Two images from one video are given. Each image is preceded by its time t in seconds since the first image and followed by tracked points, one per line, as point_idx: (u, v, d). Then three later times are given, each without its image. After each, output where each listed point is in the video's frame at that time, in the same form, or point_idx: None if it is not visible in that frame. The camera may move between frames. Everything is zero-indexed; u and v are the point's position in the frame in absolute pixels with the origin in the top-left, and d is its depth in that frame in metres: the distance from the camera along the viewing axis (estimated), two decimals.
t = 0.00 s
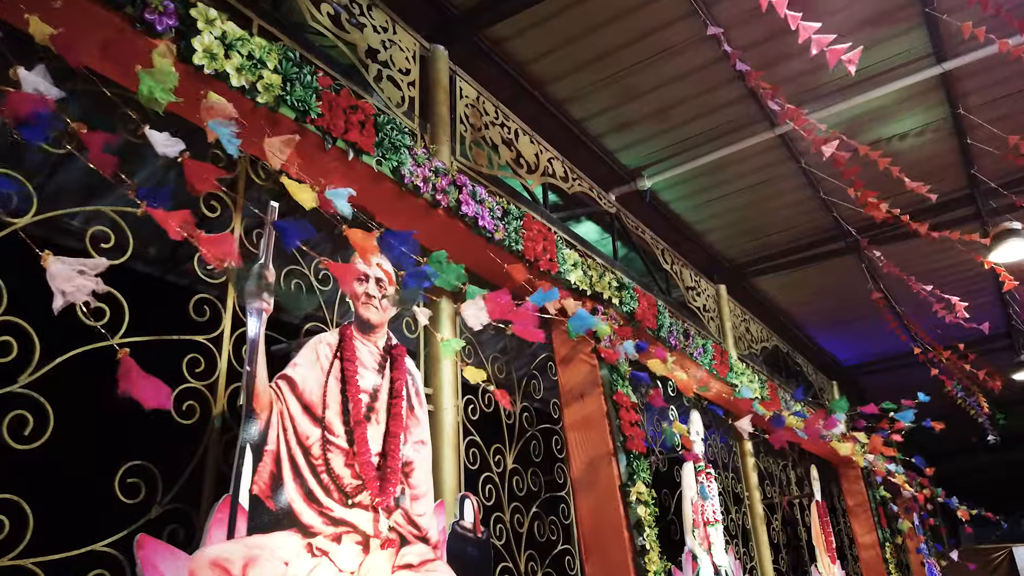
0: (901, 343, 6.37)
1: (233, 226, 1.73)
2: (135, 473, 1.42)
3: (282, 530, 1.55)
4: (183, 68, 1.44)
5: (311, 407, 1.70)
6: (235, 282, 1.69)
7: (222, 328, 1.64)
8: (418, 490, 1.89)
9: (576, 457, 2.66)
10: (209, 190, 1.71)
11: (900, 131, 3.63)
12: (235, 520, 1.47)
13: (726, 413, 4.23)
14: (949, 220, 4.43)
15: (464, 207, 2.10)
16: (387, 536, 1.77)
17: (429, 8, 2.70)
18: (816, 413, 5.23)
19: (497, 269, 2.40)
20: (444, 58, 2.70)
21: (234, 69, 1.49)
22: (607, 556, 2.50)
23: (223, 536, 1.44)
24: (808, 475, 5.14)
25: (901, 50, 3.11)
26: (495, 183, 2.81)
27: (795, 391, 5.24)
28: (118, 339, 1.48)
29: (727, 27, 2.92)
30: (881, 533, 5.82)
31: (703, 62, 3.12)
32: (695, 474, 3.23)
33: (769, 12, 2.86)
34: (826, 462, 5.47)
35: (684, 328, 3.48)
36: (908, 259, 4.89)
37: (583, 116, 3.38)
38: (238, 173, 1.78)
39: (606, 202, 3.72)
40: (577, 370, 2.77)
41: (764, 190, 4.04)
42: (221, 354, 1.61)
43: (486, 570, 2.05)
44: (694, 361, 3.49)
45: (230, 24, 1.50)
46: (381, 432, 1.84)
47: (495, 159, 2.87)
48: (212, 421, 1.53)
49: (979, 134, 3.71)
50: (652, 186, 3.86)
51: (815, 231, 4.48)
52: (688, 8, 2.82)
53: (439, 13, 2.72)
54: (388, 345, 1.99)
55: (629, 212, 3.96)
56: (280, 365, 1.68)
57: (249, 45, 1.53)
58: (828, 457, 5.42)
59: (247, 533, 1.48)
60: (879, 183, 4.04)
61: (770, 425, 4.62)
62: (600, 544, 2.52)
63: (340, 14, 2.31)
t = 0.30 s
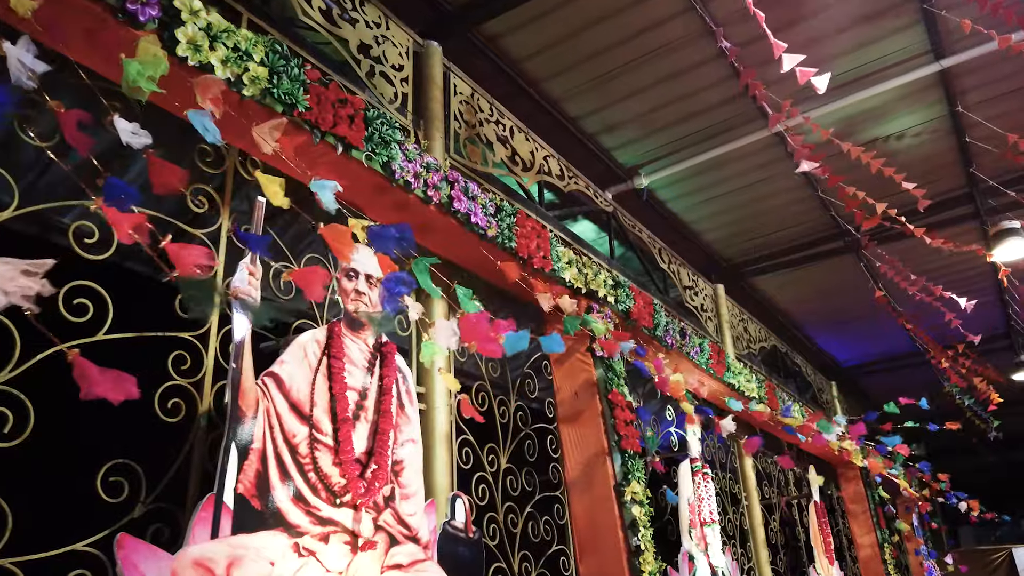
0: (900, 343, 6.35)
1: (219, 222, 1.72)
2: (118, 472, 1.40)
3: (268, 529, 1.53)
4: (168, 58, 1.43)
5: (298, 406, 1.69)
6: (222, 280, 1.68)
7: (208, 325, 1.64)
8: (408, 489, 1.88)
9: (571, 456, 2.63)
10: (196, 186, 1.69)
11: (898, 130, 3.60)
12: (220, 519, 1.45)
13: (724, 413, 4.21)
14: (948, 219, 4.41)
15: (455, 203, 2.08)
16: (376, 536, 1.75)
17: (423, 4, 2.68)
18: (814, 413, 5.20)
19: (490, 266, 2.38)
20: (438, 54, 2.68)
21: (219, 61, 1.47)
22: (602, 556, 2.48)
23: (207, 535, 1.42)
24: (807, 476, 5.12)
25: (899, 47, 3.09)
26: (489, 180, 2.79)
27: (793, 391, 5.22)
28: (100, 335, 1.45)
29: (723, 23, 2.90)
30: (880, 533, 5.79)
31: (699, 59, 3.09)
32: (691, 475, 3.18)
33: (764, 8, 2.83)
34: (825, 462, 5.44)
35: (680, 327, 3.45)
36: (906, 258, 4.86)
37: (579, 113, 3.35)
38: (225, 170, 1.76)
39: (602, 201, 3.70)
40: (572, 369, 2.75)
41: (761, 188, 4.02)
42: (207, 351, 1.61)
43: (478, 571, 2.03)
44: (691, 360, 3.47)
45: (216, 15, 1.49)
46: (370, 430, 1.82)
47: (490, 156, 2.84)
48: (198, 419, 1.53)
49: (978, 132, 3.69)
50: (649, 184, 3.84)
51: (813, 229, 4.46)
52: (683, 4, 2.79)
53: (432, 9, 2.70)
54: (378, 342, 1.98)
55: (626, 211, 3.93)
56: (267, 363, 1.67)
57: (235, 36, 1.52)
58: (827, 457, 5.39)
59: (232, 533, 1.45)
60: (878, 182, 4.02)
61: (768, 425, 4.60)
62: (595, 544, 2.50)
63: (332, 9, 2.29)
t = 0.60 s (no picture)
0: (898, 343, 6.33)
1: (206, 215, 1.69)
2: (100, 468, 1.37)
3: (253, 527, 1.51)
4: (153, 48, 1.41)
5: (285, 401, 1.66)
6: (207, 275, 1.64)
7: (195, 320, 1.60)
8: (398, 487, 1.86)
9: (565, 453, 2.61)
10: (183, 180, 1.67)
11: (896, 126, 3.58)
12: (202, 516, 1.44)
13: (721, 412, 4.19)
14: (946, 217, 4.38)
15: (446, 198, 2.06)
16: (365, 533, 1.73)
17: None
18: (812, 413, 5.18)
19: (484, 262, 2.36)
20: (433, 50, 2.65)
21: (204, 50, 1.46)
22: (596, 555, 2.46)
23: (189, 533, 1.41)
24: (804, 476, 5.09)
25: (897, 43, 3.07)
26: (484, 176, 2.77)
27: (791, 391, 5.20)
28: (85, 328, 1.43)
29: (720, 19, 2.88)
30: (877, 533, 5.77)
31: (696, 55, 3.07)
32: (687, 474, 3.24)
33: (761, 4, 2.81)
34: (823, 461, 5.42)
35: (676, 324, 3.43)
36: (906, 257, 4.83)
37: (575, 110, 3.33)
38: (214, 164, 1.75)
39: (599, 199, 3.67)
40: (567, 365, 2.72)
41: (760, 186, 4.00)
42: (194, 346, 1.57)
43: (468, 569, 2.00)
44: (687, 358, 3.44)
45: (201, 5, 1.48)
46: (359, 427, 1.80)
47: (486, 152, 2.82)
48: (184, 415, 1.51)
49: (976, 129, 3.67)
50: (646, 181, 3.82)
51: (810, 228, 4.44)
52: None
53: (426, 4, 2.67)
54: (367, 338, 1.95)
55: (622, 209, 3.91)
56: (252, 359, 1.65)
57: (220, 25, 1.51)
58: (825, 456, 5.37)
59: (216, 530, 1.45)
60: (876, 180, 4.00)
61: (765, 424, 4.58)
62: (589, 544, 2.47)
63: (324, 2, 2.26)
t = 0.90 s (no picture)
0: (895, 341, 6.32)
1: (192, 207, 1.67)
2: (79, 463, 1.34)
3: (235, 523, 1.48)
4: (134, 37, 1.40)
5: (270, 396, 1.64)
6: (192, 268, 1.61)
7: (179, 313, 1.57)
8: (386, 483, 1.84)
9: (560, 449, 2.58)
10: (168, 171, 1.65)
11: (892, 123, 3.57)
12: (184, 511, 1.41)
13: (717, 410, 4.18)
14: (943, 215, 4.37)
15: (436, 190, 2.06)
16: (351, 530, 1.71)
17: None
18: (808, 411, 5.17)
19: (475, 257, 2.35)
20: (425, 43, 2.63)
21: (187, 38, 1.46)
22: (590, 553, 2.44)
23: (170, 528, 1.38)
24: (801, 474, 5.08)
25: (892, 39, 3.05)
26: (477, 171, 2.74)
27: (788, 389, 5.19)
28: (65, 321, 1.40)
29: (713, 14, 2.86)
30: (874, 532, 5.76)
31: (690, 51, 3.05)
32: (682, 472, 3.23)
33: None
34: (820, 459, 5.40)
35: (671, 321, 3.41)
36: (903, 254, 4.81)
37: (569, 105, 3.31)
38: (200, 155, 1.72)
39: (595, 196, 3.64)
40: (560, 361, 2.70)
41: (756, 183, 3.98)
42: (178, 339, 1.55)
43: (458, 567, 1.98)
44: (682, 356, 3.42)
45: None
46: (345, 422, 1.78)
47: (479, 147, 2.79)
48: (167, 409, 1.48)
49: (973, 126, 3.65)
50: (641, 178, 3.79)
51: (807, 225, 4.42)
52: None
53: None
54: (355, 332, 1.93)
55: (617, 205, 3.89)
56: (236, 353, 1.62)
57: (202, 15, 1.51)
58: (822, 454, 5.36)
59: (198, 526, 1.42)
60: (872, 176, 3.99)
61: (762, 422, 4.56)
62: (583, 542, 2.45)
63: None
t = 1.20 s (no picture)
0: (888, 339, 6.32)
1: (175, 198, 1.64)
2: (56, 458, 1.31)
3: (215, 519, 1.46)
4: (109, 21, 1.37)
5: (252, 390, 1.61)
6: (174, 260, 1.59)
7: (160, 306, 1.54)
8: (371, 479, 1.82)
9: (550, 445, 2.56)
10: (148, 161, 1.61)
11: (886, 119, 3.55)
12: (161, 507, 1.39)
13: (709, 407, 4.16)
14: (936, 212, 4.36)
15: (424, 182, 2.03)
16: (336, 527, 1.68)
17: None
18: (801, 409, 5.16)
19: (464, 251, 2.32)
20: (414, 35, 2.60)
21: (165, 24, 1.43)
22: (580, 550, 2.41)
23: (146, 525, 1.36)
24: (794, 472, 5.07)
25: (886, 34, 3.03)
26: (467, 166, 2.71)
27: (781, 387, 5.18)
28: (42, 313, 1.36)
29: (707, 7, 2.83)
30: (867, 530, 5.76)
31: (683, 45, 3.03)
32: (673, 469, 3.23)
33: None
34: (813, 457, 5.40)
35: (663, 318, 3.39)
36: (896, 251, 4.80)
37: (561, 100, 3.28)
38: (183, 145, 1.68)
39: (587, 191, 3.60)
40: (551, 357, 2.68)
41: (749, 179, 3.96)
42: (158, 333, 1.52)
43: (445, 564, 1.95)
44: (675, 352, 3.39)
45: None
46: (329, 418, 1.75)
47: (470, 141, 2.76)
48: (148, 403, 1.45)
49: (966, 122, 3.64)
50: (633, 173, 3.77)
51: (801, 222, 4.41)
52: None
53: None
54: (340, 326, 1.91)
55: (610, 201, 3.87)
56: (217, 346, 1.60)
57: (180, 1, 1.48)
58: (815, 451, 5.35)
59: (175, 522, 1.39)
60: (866, 173, 3.97)
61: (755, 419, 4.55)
62: (573, 538, 2.43)
63: None
